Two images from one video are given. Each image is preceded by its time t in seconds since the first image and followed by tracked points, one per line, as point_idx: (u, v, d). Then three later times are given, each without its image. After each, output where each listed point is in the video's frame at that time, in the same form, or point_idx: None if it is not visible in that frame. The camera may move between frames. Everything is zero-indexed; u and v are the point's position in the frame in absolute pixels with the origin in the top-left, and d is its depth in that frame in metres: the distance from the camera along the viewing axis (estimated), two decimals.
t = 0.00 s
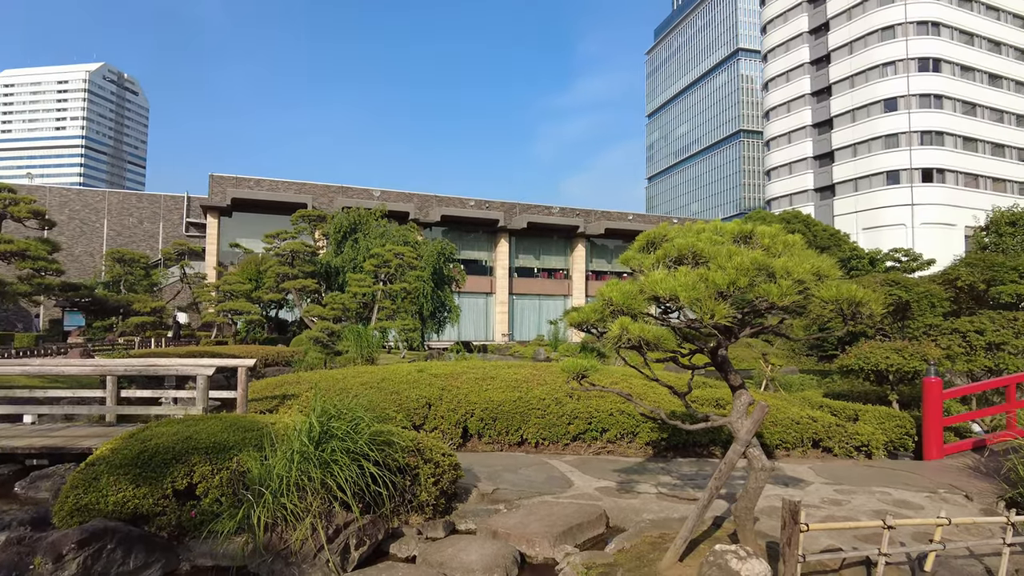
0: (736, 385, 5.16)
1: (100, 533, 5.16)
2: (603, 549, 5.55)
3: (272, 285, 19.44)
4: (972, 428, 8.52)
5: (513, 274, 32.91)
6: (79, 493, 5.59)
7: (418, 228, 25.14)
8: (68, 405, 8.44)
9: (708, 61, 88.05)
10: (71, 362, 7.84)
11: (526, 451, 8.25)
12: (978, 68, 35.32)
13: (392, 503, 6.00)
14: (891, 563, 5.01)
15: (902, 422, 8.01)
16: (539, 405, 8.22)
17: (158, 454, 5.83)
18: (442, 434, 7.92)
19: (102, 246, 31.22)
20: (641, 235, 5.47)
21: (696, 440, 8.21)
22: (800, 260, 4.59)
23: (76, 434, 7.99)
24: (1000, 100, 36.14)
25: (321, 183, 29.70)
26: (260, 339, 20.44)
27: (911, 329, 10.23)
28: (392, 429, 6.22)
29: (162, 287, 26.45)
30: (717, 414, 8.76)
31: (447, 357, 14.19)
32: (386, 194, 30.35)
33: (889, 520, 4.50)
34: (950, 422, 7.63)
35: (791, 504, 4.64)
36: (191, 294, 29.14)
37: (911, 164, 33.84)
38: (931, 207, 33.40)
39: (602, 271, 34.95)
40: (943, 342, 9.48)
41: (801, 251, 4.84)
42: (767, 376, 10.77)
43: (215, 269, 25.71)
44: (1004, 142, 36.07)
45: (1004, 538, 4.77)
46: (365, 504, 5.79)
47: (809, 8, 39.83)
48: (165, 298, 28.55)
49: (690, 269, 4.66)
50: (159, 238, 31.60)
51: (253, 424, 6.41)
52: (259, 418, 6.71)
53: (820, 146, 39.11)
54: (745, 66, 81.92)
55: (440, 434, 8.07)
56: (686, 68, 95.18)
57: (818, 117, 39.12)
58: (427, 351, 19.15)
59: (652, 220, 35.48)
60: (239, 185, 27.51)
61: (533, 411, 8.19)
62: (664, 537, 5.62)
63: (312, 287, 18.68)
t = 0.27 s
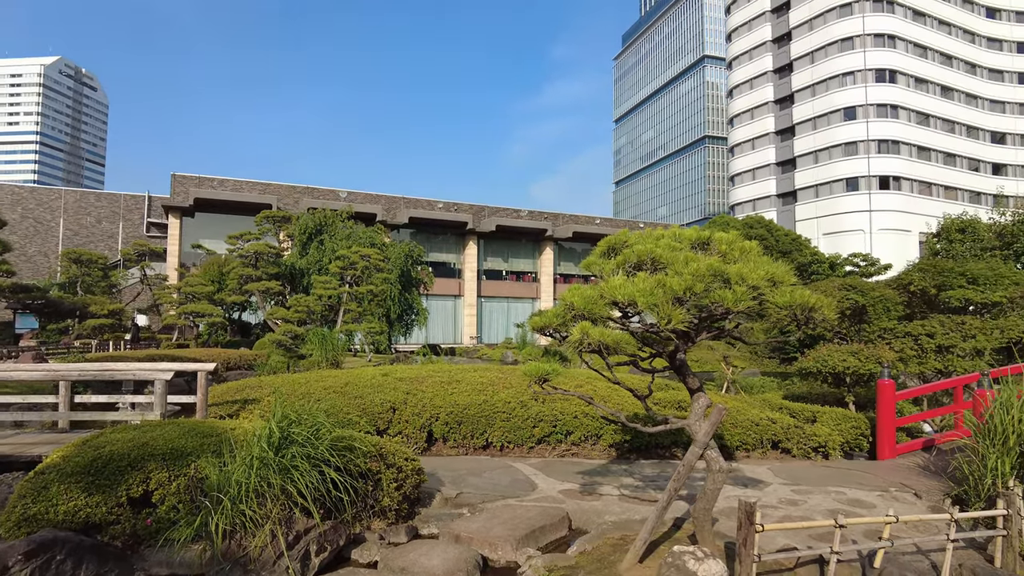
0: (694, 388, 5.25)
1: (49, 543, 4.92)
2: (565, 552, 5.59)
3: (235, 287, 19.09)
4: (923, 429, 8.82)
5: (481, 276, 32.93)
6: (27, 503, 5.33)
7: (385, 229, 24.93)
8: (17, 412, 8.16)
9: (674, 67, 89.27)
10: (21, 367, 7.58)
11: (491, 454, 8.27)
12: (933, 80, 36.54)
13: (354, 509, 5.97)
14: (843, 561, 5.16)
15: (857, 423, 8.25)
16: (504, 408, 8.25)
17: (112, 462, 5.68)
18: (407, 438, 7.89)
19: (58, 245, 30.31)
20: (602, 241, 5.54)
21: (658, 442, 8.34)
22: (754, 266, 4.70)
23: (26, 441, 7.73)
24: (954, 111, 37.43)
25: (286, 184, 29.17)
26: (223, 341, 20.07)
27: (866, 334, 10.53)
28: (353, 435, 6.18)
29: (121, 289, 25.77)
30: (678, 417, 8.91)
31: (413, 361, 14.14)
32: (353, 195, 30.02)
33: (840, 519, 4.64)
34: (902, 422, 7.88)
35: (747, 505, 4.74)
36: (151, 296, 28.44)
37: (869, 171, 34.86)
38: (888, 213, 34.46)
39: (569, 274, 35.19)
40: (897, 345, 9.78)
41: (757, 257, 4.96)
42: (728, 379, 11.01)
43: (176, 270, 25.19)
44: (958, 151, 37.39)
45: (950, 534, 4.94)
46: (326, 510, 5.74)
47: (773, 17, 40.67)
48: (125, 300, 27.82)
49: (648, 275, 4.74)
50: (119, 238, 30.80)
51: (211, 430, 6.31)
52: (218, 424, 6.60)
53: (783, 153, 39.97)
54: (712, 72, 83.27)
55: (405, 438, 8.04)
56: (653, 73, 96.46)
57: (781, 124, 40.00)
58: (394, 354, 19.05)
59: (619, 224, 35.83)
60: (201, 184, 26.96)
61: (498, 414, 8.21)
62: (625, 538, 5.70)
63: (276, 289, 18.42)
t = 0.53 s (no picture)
0: (656, 391, 5.33)
1: None
2: (530, 555, 5.61)
3: (199, 289, 18.69)
4: (881, 429, 9.07)
5: (452, 278, 32.84)
6: None
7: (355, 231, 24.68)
8: None
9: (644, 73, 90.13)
10: None
11: (458, 457, 8.25)
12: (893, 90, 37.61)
13: (317, 514, 5.90)
14: (801, 559, 5.26)
15: (818, 424, 8.44)
16: (472, 411, 8.25)
17: (65, 468, 5.51)
18: (373, 442, 7.84)
19: (15, 245, 29.39)
20: (567, 245, 5.58)
21: (624, 444, 8.43)
22: (714, 271, 4.79)
23: None
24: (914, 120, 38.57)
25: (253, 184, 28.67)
26: (188, 344, 19.70)
27: (827, 336, 10.77)
28: (317, 439, 6.11)
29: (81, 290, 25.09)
30: (641, 419, 9.02)
31: (381, 364, 14.05)
32: (321, 196, 29.65)
33: (799, 519, 4.74)
34: (860, 423, 8.09)
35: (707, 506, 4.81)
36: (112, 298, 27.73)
37: (832, 177, 35.63)
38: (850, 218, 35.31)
39: (539, 277, 35.30)
40: (856, 348, 10.01)
41: (717, 262, 5.05)
42: (694, 381, 11.18)
43: (138, 270, 24.49)
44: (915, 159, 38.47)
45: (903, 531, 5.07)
46: (288, 515, 5.67)
47: (739, 25, 41.39)
48: (85, 301, 27.08)
49: (610, 280, 4.79)
50: (79, 238, 29.99)
51: (171, 435, 6.18)
52: (179, 429, 6.47)
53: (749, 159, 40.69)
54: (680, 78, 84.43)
55: (371, 443, 7.98)
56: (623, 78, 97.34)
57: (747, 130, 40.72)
58: (363, 357, 18.88)
59: (589, 227, 36.05)
60: (166, 184, 26.38)
61: (465, 418, 8.20)
62: (589, 540, 5.74)
63: (242, 291, 18.12)
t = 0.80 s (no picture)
0: (624, 392, 5.41)
1: None
2: (499, 557, 5.63)
3: (167, 290, 18.33)
4: (845, 430, 9.29)
5: (426, 280, 32.75)
6: None
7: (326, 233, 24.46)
8: None
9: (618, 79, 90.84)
10: None
11: (429, 460, 8.24)
12: (858, 98, 38.56)
13: (285, 518, 5.84)
14: (765, 558, 5.37)
15: (783, 425, 8.62)
16: (443, 414, 8.24)
17: (23, 474, 5.34)
18: (343, 446, 7.79)
19: None
20: (537, 248, 5.63)
21: (594, 445, 8.51)
22: (679, 275, 4.88)
23: None
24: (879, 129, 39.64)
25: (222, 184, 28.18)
26: (155, 346, 19.36)
27: (793, 339, 11.00)
28: (285, 443, 6.04)
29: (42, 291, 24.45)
30: (611, 420, 9.12)
31: (352, 367, 13.97)
32: (292, 196, 29.32)
33: (763, 518, 4.83)
34: (825, 423, 8.28)
35: (674, 506, 4.88)
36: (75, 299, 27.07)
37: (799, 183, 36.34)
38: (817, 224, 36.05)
39: (513, 280, 35.46)
40: (820, 350, 10.24)
41: (683, 266, 5.14)
42: (663, 382, 11.35)
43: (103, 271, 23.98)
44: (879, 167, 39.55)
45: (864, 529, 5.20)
46: (255, 519, 5.60)
47: (710, 33, 42.01)
48: (46, 303, 26.39)
49: (578, 282, 4.84)
50: (41, 238, 29.21)
51: (134, 440, 6.05)
52: (142, 434, 6.33)
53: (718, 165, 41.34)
54: (653, 85, 85.38)
55: (341, 446, 7.94)
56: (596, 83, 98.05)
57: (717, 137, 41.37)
58: (334, 359, 18.73)
59: (562, 231, 36.28)
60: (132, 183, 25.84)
61: (437, 421, 8.20)
62: (559, 541, 5.78)
63: (212, 292, 17.83)
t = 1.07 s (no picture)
0: (599, 394, 5.44)
1: None
2: (474, 560, 5.61)
3: (139, 291, 17.95)
4: (816, 431, 9.45)
5: (403, 282, 32.57)
6: None
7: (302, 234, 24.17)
8: None
9: (596, 83, 91.27)
10: None
11: (405, 463, 8.19)
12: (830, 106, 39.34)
13: (257, 523, 5.77)
14: (738, 558, 5.43)
15: (757, 426, 8.73)
16: (419, 417, 8.21)
17: None
18: (317, 449, 7.72)
19: None
20: (513, 251, 5.64)
21: (570, 447, 8.55)
22: (653, 278, 4.93)
23: None
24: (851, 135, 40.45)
25: (196, 184, 27.74)
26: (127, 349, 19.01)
27: (768, 342, 11.16)
28: (257, 446, 5.97)
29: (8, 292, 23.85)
30: (586, 422, 9.17)
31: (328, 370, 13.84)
32: (268, 197, 29.01)
33: (735, 518, 4.88)
34: (797, 425, 8.40)
35: (648, 508, 4.91)
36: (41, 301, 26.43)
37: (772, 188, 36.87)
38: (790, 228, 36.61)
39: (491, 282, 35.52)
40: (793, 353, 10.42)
41: (657, 269, 5.19)
42: (639, 384, 11.44)
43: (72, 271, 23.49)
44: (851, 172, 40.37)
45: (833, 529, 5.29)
46: (227, 524, 5.52)
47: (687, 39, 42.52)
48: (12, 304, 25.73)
49: (553, 285, 4.86)
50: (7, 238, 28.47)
51: (102, 444, 5.93)
52: (109, 437, 6.21)
53: (694, 169, 41.78)
54: (631, 89, 86.08)
55: (316, 449, 7.86)
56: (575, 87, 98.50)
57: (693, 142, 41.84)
58: (310, 362, 18.53)
59: (540, 234, 36.39)
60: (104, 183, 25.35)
61: (413, 424, 8.15)
62: (534, 543, 5.79)
63: (185, 294, 17.53)
